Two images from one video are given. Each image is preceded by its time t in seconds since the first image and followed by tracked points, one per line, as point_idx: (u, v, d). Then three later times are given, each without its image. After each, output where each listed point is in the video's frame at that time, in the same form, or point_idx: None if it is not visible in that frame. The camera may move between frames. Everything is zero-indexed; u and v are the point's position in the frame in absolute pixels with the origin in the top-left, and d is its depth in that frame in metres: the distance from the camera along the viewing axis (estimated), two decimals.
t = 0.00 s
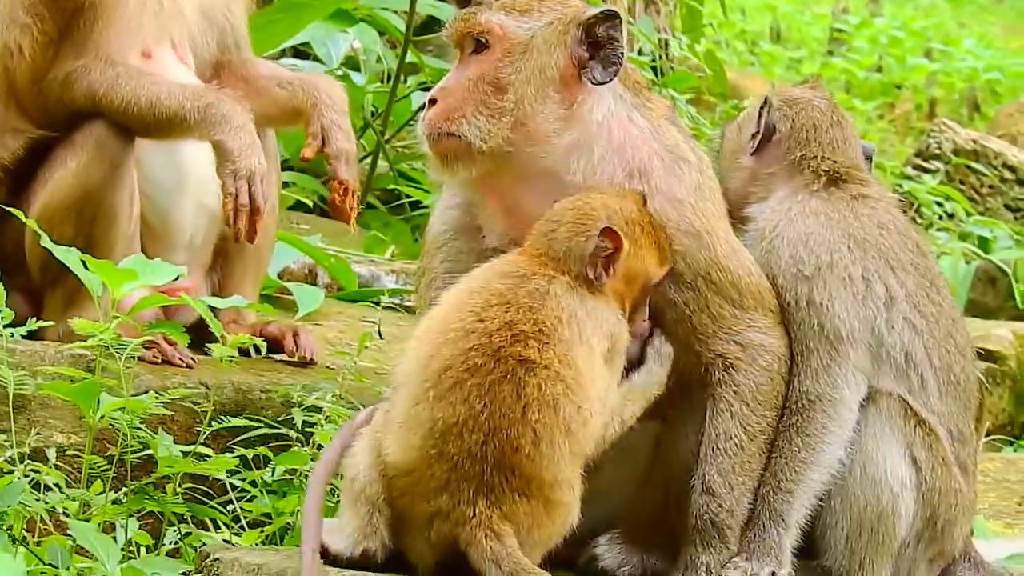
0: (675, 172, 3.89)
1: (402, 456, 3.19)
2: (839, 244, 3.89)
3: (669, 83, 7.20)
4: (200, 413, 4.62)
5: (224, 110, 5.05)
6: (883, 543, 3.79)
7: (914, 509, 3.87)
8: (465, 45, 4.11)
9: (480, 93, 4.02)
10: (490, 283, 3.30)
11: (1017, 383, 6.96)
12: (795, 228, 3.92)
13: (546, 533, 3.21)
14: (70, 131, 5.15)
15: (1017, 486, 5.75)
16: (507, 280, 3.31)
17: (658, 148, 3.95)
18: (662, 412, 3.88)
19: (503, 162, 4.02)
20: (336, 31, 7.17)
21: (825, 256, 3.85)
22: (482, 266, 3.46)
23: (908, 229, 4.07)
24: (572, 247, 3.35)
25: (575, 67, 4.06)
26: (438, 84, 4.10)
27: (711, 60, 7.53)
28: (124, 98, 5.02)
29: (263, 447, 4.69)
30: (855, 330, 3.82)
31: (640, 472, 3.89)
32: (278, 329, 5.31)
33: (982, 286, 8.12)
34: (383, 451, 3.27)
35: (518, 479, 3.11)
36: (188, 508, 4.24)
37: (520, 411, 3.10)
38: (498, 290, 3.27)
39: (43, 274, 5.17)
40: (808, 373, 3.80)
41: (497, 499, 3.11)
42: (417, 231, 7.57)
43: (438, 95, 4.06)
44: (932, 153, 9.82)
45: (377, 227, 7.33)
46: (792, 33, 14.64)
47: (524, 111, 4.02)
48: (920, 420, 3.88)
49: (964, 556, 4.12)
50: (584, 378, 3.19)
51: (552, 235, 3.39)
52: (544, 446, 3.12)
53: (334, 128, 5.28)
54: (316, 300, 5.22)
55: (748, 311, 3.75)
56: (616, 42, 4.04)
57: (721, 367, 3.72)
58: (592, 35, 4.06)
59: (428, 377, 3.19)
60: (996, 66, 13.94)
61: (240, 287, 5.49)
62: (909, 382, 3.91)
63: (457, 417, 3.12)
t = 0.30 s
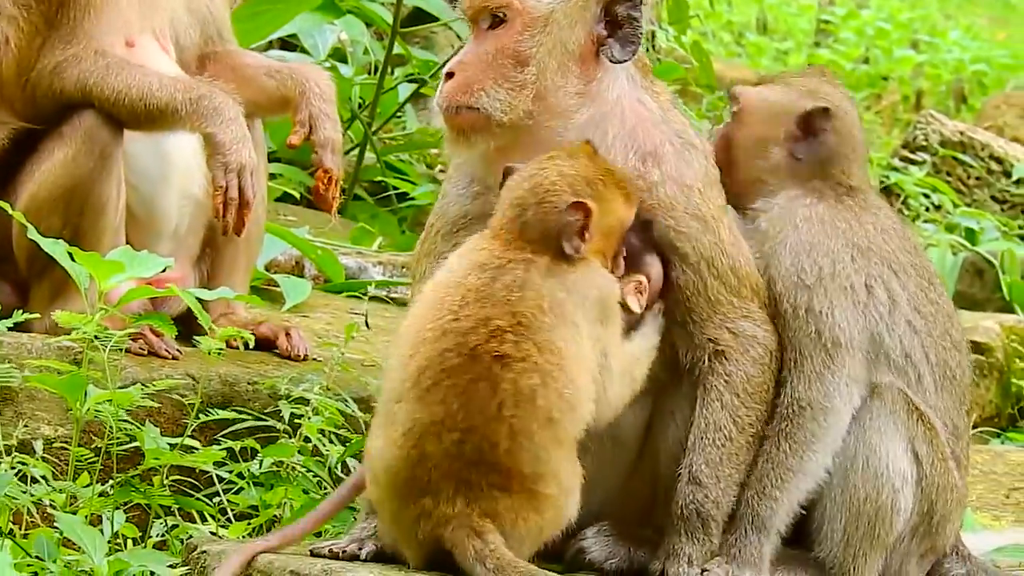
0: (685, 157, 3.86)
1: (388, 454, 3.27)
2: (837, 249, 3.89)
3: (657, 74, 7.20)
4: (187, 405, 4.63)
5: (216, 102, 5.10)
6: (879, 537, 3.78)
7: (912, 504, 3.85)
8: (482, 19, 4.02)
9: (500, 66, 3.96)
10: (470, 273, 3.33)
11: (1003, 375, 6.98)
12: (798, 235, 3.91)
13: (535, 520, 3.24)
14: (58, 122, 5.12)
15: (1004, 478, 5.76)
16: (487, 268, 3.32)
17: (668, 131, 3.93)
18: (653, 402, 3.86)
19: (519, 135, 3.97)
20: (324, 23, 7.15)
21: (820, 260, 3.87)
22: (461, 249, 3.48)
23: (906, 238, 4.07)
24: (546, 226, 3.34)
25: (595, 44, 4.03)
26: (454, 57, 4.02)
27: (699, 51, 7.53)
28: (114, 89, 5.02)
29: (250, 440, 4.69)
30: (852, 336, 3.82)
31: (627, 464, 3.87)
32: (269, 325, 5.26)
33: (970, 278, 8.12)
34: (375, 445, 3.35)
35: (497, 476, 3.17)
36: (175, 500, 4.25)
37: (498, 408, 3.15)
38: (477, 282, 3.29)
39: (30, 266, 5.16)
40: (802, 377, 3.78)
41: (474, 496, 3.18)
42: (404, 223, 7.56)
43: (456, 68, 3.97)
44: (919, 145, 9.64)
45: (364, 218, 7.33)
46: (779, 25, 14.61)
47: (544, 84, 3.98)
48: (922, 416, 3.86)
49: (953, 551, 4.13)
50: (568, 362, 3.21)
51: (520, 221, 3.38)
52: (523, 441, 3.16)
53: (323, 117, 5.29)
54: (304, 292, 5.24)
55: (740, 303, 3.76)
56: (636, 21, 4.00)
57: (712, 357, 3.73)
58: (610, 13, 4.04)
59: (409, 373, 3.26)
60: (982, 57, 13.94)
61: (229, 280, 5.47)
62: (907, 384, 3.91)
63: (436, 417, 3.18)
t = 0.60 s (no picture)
0: (669, 156, 3.87)
1: (343, 449, 3.28)
2: (844, 247, 3.73)
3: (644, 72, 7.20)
4: (175, 404, 4.65)
5: (206, 99, 5.05)
6: (877, 535, 3.70)
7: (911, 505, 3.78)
8: (472, 14, 4.03)
9: (488, 58, 3.95)
10: (412, 266, 3.38)
11: (989, 373, 7.00)
12: (804, 234, 3.75)
13: (502, 507, 3.19)
14: (48, 120, 5.13)
15: (992, 475, 5.77)
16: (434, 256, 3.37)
17: (653, 130, 3.91)
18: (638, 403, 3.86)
19: (507, 129, 3.93)
20: (311, 21, 7.15)
21: (825, 258, 3.71)
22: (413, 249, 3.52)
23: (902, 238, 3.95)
24: (492, 218, 3.36)
25: (585, 41, 4.02)
26: (445, 49, 4.02)
27: (685, 50, 7.53)
28: (103, 86, 5.01)
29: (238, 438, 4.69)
30: (861, 336, 3.66)
31: (610, 461, 3.88)
32: (257, 324, 5.26)
33: (956, 276, 8.15)
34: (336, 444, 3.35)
35: (437, 461, 3.13)
36: (162, 499, 4.24)
37: (429, 387, 3.15)
38: (416, 271, 3.34)
39: (18, 264, 5.16)
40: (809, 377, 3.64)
41: (420, 484, 3.15)
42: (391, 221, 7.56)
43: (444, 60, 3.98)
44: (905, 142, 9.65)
45: (351, 217, 7.33)
46: (765, 23, 14.61)
47: (534, 78, 3.96)
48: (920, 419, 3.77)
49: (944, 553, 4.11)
50: (502, 337, 3.22)
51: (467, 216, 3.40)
52: (457, 420, 3.13)
53: (310, 118, 5.26)
54: (291, 290, 5.25)
55: (726, 303, 3.76)
56: (628, 21, 4.03)
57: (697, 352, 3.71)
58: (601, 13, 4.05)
59: (350, 366, 3.28)
60: (968, 56, 13.96)
61: (218, 277, 5.45)
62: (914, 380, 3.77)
63: (375, 404, 3.19)
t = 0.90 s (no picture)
0: (654, 161, 3.87)
1: (344, 473, 3.21)
2: (837, 293, 3.73)
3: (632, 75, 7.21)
4: (162, 407, 4.64)
5: (196, 102, 5.07)
6: (852, 540, 3.75)
7: (885, 504, 3.84)
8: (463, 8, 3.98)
9: (477, 53, 3.91)
10: (365, 275, 3.20)
11: (978, 376, 7.01)
12: (787, 281, 3.72)
13: (501, 522, 3.14)
14: (36, 123, 5.12)
15: (980, 479, 5.78)
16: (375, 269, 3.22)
17: (638, 135, 3.91)
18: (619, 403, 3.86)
19: (493, 125, 3.88)
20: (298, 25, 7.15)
21: (822, 301, 3.70)
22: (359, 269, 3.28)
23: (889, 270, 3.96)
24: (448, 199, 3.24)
25: (574, 41, 3.99)
26: (432, 41, 3.97)
27: (673, 53, 7.54)
28: (93, 90, 5.02)
29: (226, 441, 4.70)
30: (863, 372, 3.69)
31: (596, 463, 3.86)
32: (245, 329, 5.28)
33: (945, 280, 8.19)
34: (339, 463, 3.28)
35: (440, 483, 3.06)
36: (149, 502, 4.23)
37: (417, 418, 3.02)
38: (367, 284, 3.16)
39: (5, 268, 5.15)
40: (808, 403, 3.65)
41: (428, 510, 3.08)
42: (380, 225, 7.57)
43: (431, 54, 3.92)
44: (893, 146, 9.69)
45: (339, 221, 7.34)
46: (753, 27, 14.62)
47: (523, 74, 3.92)
48: (900, 442, 3.84)
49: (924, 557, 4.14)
50: (475, 347, 3.07)
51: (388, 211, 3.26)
52: (453, 444, 3.04)
53: (297, 122, 5.27)
54: (278, 294, 5.24)
55: (709, 311, 3.77)
56: (618, 25, 3.99)
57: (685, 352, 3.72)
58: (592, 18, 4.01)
59: (333, 395, 3.15)
60: (957, 59, 14.00)
61: (205, 280, 5.46)
62: (902, 408, 3.85)
63: (369, 440, 3.07)
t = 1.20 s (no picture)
0: (642, 162, 3.99)
1: (386, 481, 3.10)
2: (818, 307, 3.83)
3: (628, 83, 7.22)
4: (160, 414, 4.64)
5: (192, 103, 5.09)
6: (840, 545, 3.84)
7: (871, 510, 3.94)
8: None
9: (481, 46, 4.06)
10: (435, 281, 3.03)
11: (976, 383, 7.00)
12: (764, 294, 3.83)
13: (540, 537, 3.17)
14: (31, 131, 5.13)
15: (977, 485, 5.78)
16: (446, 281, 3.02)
17: (630, 136, 4.03)
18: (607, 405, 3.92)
19: (491, 118, 4.01)
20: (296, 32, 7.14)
21: (803, 315, 3.80)
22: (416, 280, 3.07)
23: (871, 282, 4.06)
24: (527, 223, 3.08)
25: (575, 42, 4.14)
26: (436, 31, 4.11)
27: (670, 59, 7.55)
28: (87, 95, 5.02)
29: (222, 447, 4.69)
30: (849, 387, 3.80)
31: (590, 463, 3.91)
32: (242, 335, 5.28)
33: (941, 285, 8.16)
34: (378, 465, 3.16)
35: (509, 508, 3.06)
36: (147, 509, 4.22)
37: (506, 445, 2.99)
38: (445, 294, 3.00)
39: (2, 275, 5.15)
40: (794, 412, 3.77)
41: (490, 530, 3.08)
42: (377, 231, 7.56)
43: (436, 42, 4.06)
44: (890, 153, 9.69)
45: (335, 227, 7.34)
46: (750, 33, 14.63)
47: (525, 70, 4.06)
48: (887, 450, 3.94)
49: (917, 557, 4.26)
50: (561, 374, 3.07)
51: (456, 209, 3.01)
52: (533, 468, 3.04)
53: (291, 130, 5.28)
54: (275, 301, 5.24)
55: (688, 313, 3.86)
56: (620, 30, 4.16)
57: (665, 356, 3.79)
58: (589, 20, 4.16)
59: (402, 404, 3.01)
60: (954, 66, 14.01)
61: (200, 287, 5.47)
62: (885, 415, 3.96)
63: (446, 461, 3.00)
